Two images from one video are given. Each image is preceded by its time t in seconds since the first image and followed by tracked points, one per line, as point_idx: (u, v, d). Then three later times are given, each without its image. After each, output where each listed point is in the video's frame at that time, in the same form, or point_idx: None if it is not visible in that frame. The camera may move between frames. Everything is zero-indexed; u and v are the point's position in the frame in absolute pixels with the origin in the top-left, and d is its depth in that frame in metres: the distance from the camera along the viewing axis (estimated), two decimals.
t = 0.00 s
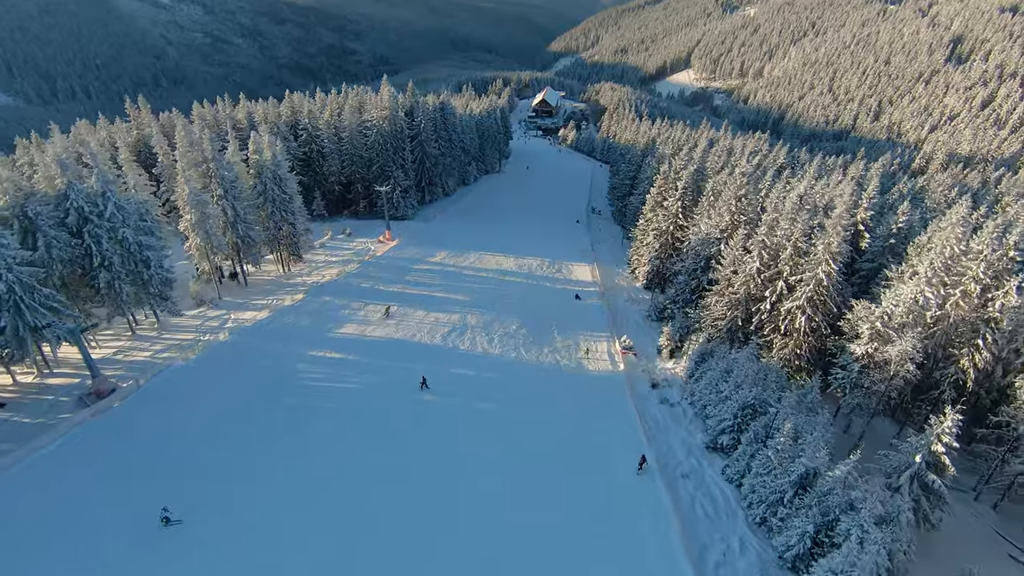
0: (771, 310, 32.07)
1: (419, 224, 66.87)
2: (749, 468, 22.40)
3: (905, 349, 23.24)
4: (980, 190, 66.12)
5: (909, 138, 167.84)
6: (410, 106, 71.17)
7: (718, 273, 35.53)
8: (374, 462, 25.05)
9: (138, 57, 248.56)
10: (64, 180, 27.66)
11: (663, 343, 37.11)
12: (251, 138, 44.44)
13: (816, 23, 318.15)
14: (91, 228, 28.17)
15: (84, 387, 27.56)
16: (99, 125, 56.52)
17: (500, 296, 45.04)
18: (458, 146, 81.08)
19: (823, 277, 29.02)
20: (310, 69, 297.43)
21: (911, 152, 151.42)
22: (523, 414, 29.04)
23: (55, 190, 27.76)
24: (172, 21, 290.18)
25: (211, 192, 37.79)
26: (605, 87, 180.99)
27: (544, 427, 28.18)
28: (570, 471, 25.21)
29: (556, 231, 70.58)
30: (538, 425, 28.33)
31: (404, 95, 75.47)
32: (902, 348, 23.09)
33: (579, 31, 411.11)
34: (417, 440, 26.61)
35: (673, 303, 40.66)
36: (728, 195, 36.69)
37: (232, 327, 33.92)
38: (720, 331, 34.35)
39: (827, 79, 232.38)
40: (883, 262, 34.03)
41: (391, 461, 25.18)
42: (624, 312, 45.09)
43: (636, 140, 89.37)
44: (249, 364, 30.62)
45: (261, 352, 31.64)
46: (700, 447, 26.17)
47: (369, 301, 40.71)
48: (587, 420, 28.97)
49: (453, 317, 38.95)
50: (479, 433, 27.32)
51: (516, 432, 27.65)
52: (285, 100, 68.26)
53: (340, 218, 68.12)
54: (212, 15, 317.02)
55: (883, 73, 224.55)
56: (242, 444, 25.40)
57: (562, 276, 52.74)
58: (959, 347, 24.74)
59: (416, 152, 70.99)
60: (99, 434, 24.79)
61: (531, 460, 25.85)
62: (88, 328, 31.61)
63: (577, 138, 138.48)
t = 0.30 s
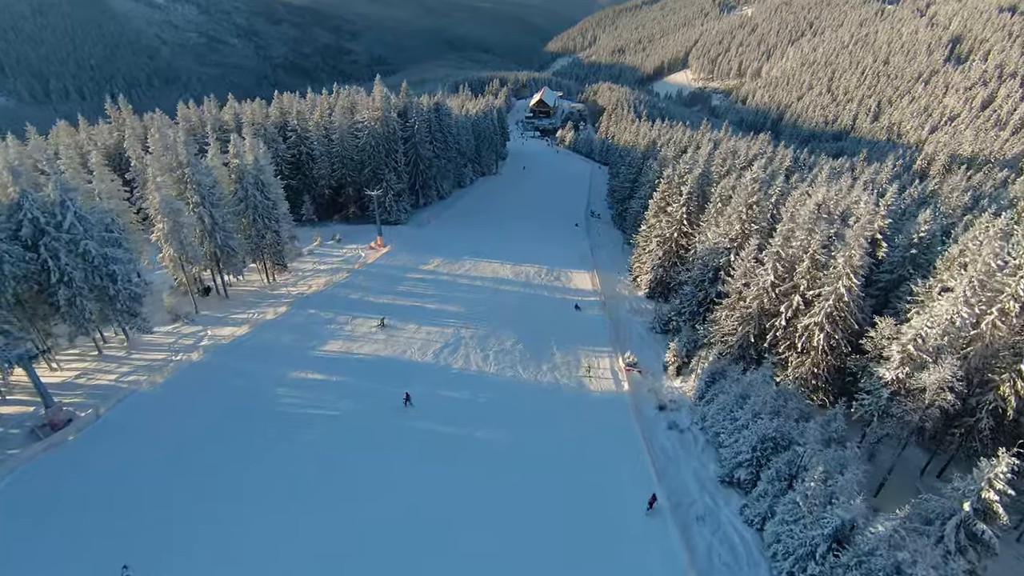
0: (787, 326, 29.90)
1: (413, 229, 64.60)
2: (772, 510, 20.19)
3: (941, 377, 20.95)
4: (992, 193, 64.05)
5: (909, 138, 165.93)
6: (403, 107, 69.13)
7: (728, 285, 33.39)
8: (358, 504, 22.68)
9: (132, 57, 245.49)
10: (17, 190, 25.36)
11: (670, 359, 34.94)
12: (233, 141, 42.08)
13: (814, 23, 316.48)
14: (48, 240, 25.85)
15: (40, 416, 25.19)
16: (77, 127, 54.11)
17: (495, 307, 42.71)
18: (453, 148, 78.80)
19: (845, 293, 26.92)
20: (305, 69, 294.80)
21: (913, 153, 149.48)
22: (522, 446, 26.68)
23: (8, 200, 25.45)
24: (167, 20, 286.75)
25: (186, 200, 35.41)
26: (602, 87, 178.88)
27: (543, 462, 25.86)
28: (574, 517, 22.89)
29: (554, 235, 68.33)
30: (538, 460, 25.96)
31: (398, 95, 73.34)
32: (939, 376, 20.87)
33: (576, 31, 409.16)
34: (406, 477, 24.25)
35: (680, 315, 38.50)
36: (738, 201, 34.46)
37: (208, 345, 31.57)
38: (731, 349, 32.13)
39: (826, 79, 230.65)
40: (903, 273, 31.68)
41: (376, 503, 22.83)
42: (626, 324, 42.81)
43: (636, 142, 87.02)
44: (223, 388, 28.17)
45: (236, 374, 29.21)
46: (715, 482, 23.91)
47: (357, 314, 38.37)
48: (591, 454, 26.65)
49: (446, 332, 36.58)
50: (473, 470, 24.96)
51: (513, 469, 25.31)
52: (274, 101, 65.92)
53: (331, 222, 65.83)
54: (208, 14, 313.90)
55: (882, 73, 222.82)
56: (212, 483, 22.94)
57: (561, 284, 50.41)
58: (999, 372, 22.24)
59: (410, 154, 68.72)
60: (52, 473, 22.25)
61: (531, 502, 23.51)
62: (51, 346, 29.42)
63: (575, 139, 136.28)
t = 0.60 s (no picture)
0: (807, 345, 27.68)
1: (407, 233, 62.31)
2: (801, 562, 17.98)
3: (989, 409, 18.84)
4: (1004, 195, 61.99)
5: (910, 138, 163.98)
6: (397, 107, 66.84)
7: (741, 298, 31.15)
8: (338, 545, 20.40)
9: (127, 57, 242.81)
10: None
11: (677, 376, 32.72)
12: (213, 143, 39.60)
13: (813, 22, 314.51)
14: None
15: None
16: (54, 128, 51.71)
17: (492, 319, 40.43)
18: (449, 149, 76.52)
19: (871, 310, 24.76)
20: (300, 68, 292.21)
21: (915, 153, 147.39)
22: (519, 479, 24.44)
23: None
24: (163, 19, 283.80)
25: (160, 208, 33.02)
26: (601, 87, 176.62)
27: (543, 502, 23.40)
28: (578, 570, 20.37)
29: (553, 239, 66.09)
30: (537, 501, 23.46)
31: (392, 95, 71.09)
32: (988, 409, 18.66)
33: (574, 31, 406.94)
34: (392, 516, 21.91)
35: (687, 329, 36.28)
36: (749, 208, 32.20)
37: (181, 365, 29.24)
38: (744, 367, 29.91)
39: (826, 78, 228.69)
40: (929, 286, 29.46)
41: (359, 542, 20.61)
42: (630, 337, 40.59)
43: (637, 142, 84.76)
44: (192, 418, 25.71)
45: (207, 401, 26.77)
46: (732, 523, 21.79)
47: (344, 327, 36.08)
48: (595, 492, 24.20)
49: (438, 348, 34.25)
50: (466, 510, 22.50)
51: (509, 509, 22.86)
52: (262, 101, 63.60)
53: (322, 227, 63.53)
54: (204, 13, 311.11)
55: (882, 73, 220.91)
56: (172, 531, 20.23)
57: (560, 293, 48.15)
58: None
59: (404, 155, 66.44)
60: None
61: (529, 548, 21.15)
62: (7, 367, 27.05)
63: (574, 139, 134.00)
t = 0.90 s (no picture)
0: (831, 366, 25.52)
1: (401, 238, 59.97)
2: None
3: None
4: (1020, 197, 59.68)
5: (912, 138, 161.85)
6: (391, 107, 64.58)
7: (757, 314, 28.94)
8: None
9: (123, 56, 240.43)
10: None
11: (688, 396, 30.44)
12: (194, 146, 37.37)
13: (813, 21, 312.21)
14: None
15: None
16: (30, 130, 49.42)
17: (489, 331, 38.20)
18: (445, 150, 74.20)
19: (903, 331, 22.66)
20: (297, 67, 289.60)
21: (918, 152, 145.20)
22: (514, 517, 22.19)
23: None
24: (159, 18, 281.22)
25: (130, 217, 30.75)
26: (601, 86, 174.37)
27: (542, 544, 21.15)
28: None
29: (553, 242, 63.76)
30: (537, 544, 21.16)
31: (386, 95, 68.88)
32: None
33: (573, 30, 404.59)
34: (376, 560, 19.58)
35: (697, 344, 34.05)
36: (765, 216, 29.94)
37: (150, 387, 26.92)
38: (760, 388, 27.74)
39: (827, 77, 226.59)
40: (959, 299, 26.93)
41: None
42: (635, 351, 38.37)
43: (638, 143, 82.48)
44: (157, 449, 23.37)
45: (175, 430, 24.43)
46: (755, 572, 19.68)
47: (331, 342, 33.76)
48: (600, 531, 22.01)
49: (430, 365, 31.96)
50: (458, 555, 20.22)
51: (506, 555, 20.55)
52: (251, 100, 61.31)
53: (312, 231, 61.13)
54: (200, 11, 308.57)
55: (884, 72, 218.74)
56: None
57: (561, 302, 45.88)
58: None
59: (398, 157, 64.16)
60: None
61: None
62: None
63: (574, 140, 131.64)
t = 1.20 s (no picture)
0: (858, 390, 23.34)
1: (396, 242, 57.68)
2: None
3: None
4: None
5: (915, 137, 159.55)
6: (385, 106, 62.32)
7: (774, 331, 26.71)
8: None
9: (119, 53, 238.11)
10: None
11: (699, 420, 28.22)
12: (171, 149, 35.11)
13: (813, 18, 309.63)
14: None
15: None
16: (5, 129, 47.19)
17: (485, 344, 35.92)
18: (442, 150, 71.90)
19: (941, 356, 20.49)
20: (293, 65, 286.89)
21: (922, 151, 142.90)
22: (512, 564, 19.89)
23: None
24: (156, 15, 278.60)
25: (97, 225, 28.52)
26: (601, 84, 172.10)
27: None
28: None
29: (553, 246, 61.43)
30: None
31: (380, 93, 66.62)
32: None
33: (572, 27, 401.96)
34: None
35: (708, 361, 31.81)
36: (783, 224, 27.69)
37: (115, 413, 24.66)
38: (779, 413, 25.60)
39: (828, 75, 224.15)
40: (993, 315, 24.22)
41: None
42: (640, 366, 36.11)
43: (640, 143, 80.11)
44: (115, 485, 21.07)
45: (138, 463, 22.16)
46: None
47: (316, 357, 31.51)
48: None
49: (422, 384, 29.63)
50: None
51: None
52: (239, 99, 59.06)
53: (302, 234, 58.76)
54: (197, 8, 305.87)
55: (886, 69, 216.35)
56: None
57: (562, 311, 43.62)
58: None
59: (392, 157, 61.87)
60: None
61: None
62: None
63: (573, 139, 129.29)
